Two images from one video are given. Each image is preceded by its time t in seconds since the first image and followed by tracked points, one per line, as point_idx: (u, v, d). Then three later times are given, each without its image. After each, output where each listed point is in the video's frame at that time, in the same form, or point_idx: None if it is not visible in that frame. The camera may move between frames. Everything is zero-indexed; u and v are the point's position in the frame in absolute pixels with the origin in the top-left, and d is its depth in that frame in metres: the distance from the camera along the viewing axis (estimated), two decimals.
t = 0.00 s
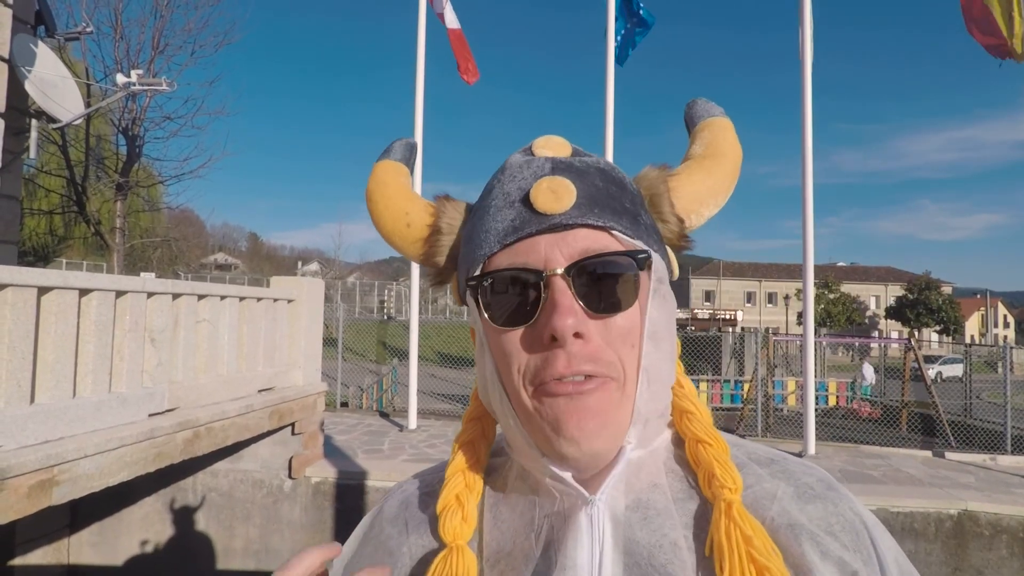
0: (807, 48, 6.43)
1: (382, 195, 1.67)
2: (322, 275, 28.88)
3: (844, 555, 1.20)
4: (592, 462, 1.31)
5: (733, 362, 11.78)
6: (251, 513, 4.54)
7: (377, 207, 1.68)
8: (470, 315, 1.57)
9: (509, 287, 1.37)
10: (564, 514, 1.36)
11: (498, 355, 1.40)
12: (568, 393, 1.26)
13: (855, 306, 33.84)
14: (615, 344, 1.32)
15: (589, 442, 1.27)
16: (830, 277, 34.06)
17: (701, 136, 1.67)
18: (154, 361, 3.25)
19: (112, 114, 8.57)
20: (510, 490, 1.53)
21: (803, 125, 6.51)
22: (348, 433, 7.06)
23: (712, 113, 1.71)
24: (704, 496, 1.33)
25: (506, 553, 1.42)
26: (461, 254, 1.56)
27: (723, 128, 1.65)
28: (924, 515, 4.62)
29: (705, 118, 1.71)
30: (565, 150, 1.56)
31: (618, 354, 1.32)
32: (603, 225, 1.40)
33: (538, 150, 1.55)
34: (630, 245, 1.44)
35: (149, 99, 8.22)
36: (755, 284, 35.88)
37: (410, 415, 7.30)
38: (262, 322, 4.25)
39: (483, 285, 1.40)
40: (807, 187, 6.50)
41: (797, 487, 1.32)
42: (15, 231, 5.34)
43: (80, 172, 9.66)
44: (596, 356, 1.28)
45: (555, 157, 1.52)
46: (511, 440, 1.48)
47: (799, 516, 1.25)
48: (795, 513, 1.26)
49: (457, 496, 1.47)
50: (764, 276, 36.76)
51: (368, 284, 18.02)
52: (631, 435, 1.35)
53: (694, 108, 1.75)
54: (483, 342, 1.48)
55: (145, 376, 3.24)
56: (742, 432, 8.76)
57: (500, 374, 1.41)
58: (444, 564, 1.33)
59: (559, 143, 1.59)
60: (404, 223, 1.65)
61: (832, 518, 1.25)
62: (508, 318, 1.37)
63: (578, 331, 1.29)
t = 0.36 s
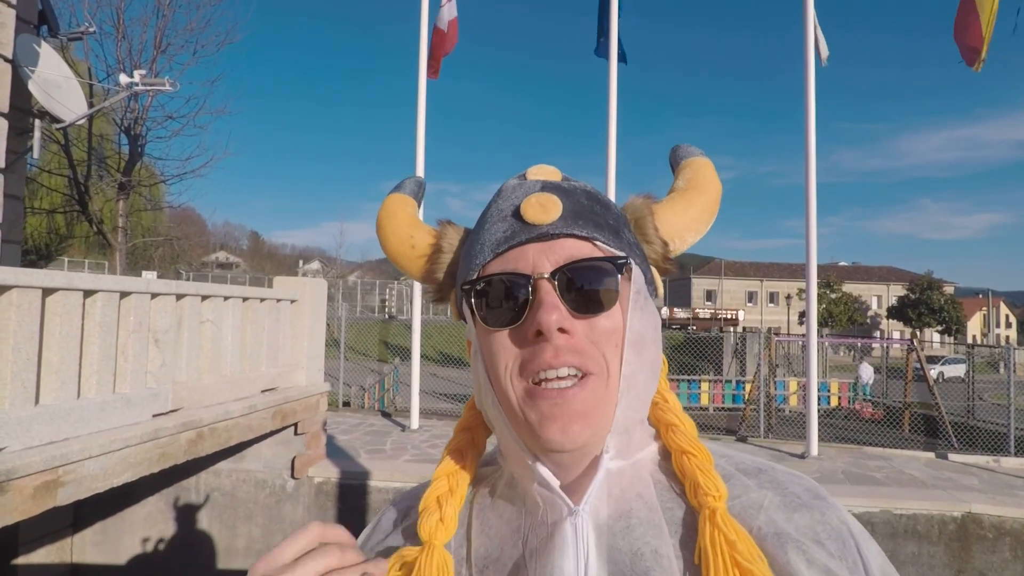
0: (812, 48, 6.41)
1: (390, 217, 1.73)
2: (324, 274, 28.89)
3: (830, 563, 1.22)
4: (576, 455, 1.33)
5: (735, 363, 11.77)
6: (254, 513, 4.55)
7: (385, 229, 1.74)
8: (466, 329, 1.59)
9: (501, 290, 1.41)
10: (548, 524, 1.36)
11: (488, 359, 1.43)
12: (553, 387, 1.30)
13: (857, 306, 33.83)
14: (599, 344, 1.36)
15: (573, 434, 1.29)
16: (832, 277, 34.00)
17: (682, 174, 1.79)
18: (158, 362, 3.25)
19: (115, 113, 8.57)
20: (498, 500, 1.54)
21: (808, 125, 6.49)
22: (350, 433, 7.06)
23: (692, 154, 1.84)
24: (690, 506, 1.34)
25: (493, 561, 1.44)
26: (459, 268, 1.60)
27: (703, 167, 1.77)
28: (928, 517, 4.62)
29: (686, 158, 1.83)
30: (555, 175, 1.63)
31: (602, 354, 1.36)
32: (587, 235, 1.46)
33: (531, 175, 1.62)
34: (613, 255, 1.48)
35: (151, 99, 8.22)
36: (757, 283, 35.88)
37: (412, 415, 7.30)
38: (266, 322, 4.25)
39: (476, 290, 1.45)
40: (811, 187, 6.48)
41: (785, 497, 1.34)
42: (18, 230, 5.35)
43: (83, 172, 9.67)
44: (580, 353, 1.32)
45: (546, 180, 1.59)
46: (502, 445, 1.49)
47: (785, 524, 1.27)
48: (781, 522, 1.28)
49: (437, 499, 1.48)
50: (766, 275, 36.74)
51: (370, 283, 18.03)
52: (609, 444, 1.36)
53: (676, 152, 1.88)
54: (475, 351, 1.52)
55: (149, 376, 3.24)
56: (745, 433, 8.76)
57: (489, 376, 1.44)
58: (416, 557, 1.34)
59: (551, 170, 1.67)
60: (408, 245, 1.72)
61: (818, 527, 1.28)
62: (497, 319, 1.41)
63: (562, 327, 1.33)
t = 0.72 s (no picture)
0: (812, 48, 6.42)
1: (374, 203, 1.72)
2: (326, 276, 28.90)
3: (765, 533, 1.32)
4: (543, 446, 1.39)
5: (737, 363, 11.76)
6: (257, 515, 4.55)
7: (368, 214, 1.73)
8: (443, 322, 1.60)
9: (481, 293, 1.43)
10: (513, 505, 1.39)
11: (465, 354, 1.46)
12: (529, 388, 1.35)
13: (859, 307, 33.81)
14: (572, 348, 1.40)
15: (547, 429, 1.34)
16: (834, 277, 33.94)
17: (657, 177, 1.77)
18: (161, 363, 3.26)
19: (116, 116, 8.59)
20: (464, 484, 1.54)
21: (808, 125, 6.50)
22: (352, 434, 7.06)
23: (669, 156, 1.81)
24: (646, 485, 1.41)
25: (458, 543, 1.42)
26: (439, 265, 1.61)
27: (678, 172, 1.75)
28: (930, 517, 4.62)
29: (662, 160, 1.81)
30: (539, 180, 1.61)
31: (574, 356, 1.41)
32: (567, 247, 1.46)
33: (517, 178, 1.59)
34: (588, 267, 1.50)
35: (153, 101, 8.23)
36: (758, 284, 35.86)
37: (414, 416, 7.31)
38: (267, 324, 4.25)
39: (456, 292, 1.46)
40: (812, 187, 6.49)
41: (726, 478, 1.45)
42: (21, 233, 5.36)
43: (85, 174, 9.69)
44: (553, 356, 1.37)
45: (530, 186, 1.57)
46: (468, 430, 1.54)
47: (725, 499, 1.38)
48: (722, 498, 1.38)
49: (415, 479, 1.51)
50: (767, 276, 36.73)
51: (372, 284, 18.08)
52: (574, 431, 1.42)
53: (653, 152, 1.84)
54: (451, 343, 1.54)
55: (152, 378, 3.24)
56: (746, 433, 8.76)
57: (464, 371, 1.47)
58: (397, 535, 1.37)
59: (537, 173, 1.64)
60: (391, 233, 1.72)
61: (755, 502, 1.39)
62: (477, 321, 1.43)
63: (540, 335, 1.36)
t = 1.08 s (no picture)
0: (815, 50, 6.43)
1: (305, 197, 1.54)
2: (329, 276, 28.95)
3: (703, 509, 1.38)
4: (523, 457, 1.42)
5: (738, 364, 11.74)
6: (258, 514, 4.55)
7: (300, 211, 1.54)
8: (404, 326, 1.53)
9: (457, 309, 1.39)
10: (481, 498, 1.42)
11: (435, 367, 1.43)
12: (509, 406, 1.37)
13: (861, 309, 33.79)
14: (547, 359, 1.43)
15: (529, 443, 1.37)
16: (836, 279, 33.89)
17: (601, 165, 1.79)
18: (163, 362, 3.27)
19: (120, 116, 8.62)
20: (428, 478, 1.54)
21: (811, 127, 6.51)
22: (354, 434, 7.07)
23: (608, 142, 1.83)
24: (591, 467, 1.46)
25: (426, 536, 1.43)
26: (397, 268, 1.52)
27: (619, 161, 1.78)
28: (932, 519, 4.61)
29: (602, 147, 1.83)
30: (502, 180, 1.54)
31: (549, 366, 1.43)
32: (542, 260, 1.45)
33: (480, 180, 1.52)
34: (559, 278, 1.50)
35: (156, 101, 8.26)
36: (760, 285, 35.83)
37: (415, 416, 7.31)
38: (270, 323, 4.26)
39: (430, 309, 1.41)
40: (814, 189, 6.49)
41: (673, 454, 1.50)
42: (25, 232, 5.38)
43: (88, 174, 9.72)
44: (530, 370, 1.39)
45: (494, 188, 1.51)
46: (428, 430, 1.53)
47: (668, 477, 1.43)
48: (665, 475, 1.44)
49: (379, 483, 1.48)
50: (770, 277, 36.70)
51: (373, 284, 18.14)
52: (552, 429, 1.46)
53: (592, 137, 1.86)
54: (414, 351, 1.49)
55: (155, 377, 3.25)
56: (748, 435, 8.75)
57: (435, 384, 1.44)
58: (364, 546, 1.35)
59: (495, 169, 1.56)
60: (332, 228, 1.54)
61: (698, 479, 1.43)
62: (449, 336, 1.39)
63: (522, 353, 1.37)
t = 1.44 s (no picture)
0: (818, 48, 6.41)
1: (286, 195, 1.50)
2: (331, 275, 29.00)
3: (699, 501, 1.39)
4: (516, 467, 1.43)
5: (741, 363, 11.71)
6: (261, 513, 4.55)
7: (283, 210, 1.52)
8: (396, 332, 1.52)
9: (451, 323, 1.38)
10: (476, 502, 1.43)
11: (428, 380, 1.43)
12: (504, 423, 1.38)
13: (864, 308, 33.76)
14: (541, 373, 1.43)
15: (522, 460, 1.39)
16: (839, 278, 33.83)
17: (591, 159, 1.79)
18: (167, 362, 3.27)
19: (122, 116, 8.64)
20: (422, 479, 1.54)
21: (814, 126, 6.49)
22: (356, 434, 7.07)
23: (599, 134, 1.83)
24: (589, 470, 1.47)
25: (417, 539, 1.42)
26: (390, 274, 1.49)
27: (609, 154, 1.78)
28: (935, 518, 4.60)
29: (593, 138, 1.82)
30: (497, 181, 1.50)
31: (542, 380, 1.44)
32: (540, 272, 1.44)
33: (475, 182, 1.48)
34: (557, 287, 1.49)
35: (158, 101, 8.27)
36: (763, 284, 35.81)
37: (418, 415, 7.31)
38: (273, 322, 4.26)
39: (425, 324, 1.39)
40: (817, 188, 6.47)
41: (665, 451, 1.51)
42: (28, 232, 5.39)
43: (92, 174, 9.74)
44: (525, 387, 1.39)
45: (490, 192, 1.47)
46: (417, 431, 1.51)
47: (662, 473, 1.44)
48: (659, 472, 1.45)
49: (376, 488, 1.47)
50: (772, 276, 36.66)
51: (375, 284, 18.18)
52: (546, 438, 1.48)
53: (581, 129, 1.85)
54: (407, 361, 1.47)
55: (158, 376, 3.26)
56: (751, 434, 8.73)
57: (429, 397, 1.44)
58: (364, 550, 1.36)
59: (490, 169, 1.53)
60: (317, 227, 1.51)
61: (691, 473, 1.44)
62: (444, 351, 1.38)
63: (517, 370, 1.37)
